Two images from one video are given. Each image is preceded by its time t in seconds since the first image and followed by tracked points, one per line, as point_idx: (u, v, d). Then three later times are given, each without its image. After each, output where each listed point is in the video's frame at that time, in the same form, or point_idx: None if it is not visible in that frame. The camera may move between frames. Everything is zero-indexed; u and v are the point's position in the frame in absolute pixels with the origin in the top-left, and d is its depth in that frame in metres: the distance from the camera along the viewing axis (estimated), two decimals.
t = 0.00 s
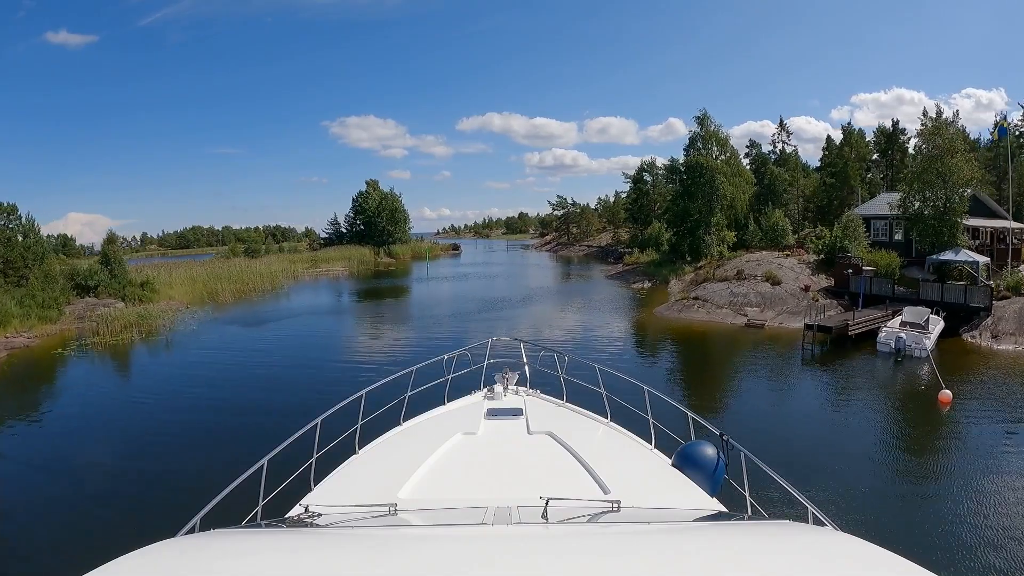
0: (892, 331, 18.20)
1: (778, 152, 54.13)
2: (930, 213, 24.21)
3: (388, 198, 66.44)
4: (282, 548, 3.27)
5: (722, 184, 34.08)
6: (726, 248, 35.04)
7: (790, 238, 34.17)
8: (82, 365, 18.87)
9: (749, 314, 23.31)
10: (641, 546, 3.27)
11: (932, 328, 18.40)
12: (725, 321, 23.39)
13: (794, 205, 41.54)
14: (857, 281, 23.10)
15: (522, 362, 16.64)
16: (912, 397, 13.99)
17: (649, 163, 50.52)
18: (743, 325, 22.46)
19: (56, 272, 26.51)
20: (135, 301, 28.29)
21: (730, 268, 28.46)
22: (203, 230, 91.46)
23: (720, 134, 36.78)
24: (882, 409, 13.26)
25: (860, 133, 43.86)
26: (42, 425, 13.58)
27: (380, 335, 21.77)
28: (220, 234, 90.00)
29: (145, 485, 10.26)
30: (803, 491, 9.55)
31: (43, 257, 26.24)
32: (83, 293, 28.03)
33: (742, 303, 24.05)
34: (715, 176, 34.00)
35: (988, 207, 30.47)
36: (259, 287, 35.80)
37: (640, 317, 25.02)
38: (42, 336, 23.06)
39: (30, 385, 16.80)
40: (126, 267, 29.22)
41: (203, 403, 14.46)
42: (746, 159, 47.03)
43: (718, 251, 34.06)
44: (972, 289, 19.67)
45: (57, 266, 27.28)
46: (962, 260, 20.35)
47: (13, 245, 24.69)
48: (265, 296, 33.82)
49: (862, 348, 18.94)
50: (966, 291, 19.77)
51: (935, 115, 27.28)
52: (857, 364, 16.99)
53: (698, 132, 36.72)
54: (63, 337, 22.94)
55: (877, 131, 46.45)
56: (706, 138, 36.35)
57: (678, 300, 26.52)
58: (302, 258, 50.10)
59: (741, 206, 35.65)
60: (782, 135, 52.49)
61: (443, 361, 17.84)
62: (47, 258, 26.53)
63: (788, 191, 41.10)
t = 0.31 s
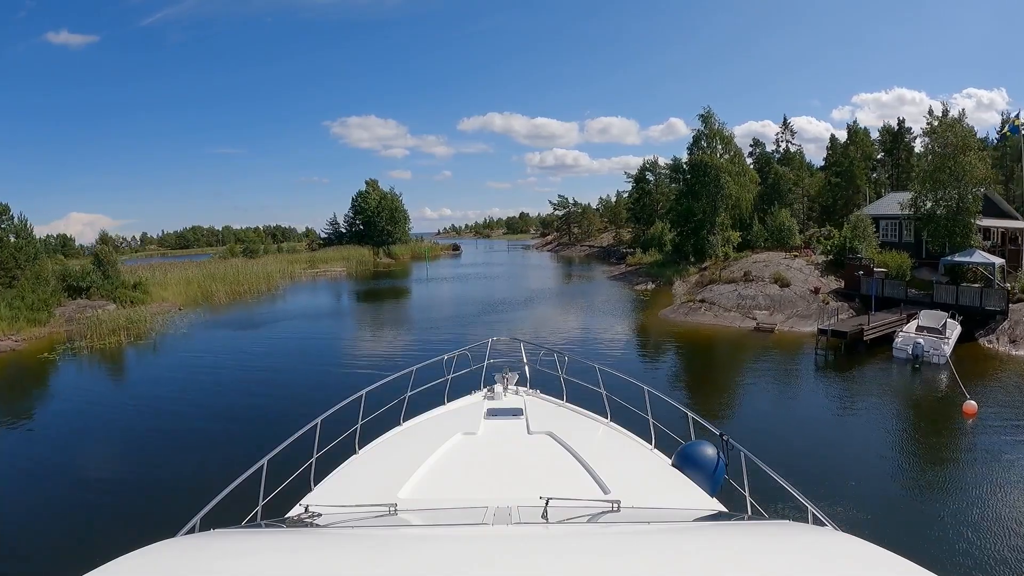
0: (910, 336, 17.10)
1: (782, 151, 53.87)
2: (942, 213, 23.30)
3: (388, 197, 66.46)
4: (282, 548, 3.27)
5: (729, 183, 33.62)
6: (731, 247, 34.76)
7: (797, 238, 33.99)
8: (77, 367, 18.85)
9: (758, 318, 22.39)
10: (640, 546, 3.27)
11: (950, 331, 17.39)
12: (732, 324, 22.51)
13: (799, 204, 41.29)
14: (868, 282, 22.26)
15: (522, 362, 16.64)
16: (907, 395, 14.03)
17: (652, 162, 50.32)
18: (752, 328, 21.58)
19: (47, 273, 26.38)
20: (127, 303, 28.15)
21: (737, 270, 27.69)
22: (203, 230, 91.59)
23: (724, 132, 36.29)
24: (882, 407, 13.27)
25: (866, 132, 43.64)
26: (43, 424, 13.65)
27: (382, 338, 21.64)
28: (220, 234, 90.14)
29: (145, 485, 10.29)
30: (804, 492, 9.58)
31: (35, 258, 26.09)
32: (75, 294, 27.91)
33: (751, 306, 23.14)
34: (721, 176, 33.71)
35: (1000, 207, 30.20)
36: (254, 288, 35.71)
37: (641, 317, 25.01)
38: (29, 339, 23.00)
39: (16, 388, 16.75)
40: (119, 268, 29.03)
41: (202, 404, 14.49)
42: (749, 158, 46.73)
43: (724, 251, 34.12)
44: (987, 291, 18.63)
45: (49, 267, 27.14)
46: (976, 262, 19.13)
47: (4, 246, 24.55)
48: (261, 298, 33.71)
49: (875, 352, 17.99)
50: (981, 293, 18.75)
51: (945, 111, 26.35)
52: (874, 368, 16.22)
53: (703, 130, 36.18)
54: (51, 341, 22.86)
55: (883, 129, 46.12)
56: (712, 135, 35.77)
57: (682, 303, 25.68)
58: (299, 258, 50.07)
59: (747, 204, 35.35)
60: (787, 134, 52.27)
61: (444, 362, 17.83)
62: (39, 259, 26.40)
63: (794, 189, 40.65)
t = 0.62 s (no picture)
0: (929, 343, 16.36)
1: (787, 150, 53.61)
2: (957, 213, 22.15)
3: (387, 197, 66.47)
4: (281, 548, 3.27)
5: (733, 182, 33.50)
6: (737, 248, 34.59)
7: (805, 238, 33.60)
8: (71, 368, 18.74)
9: (769, 322, 21.78)
10: (640, 546, 3.27)
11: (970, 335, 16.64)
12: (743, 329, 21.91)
13: (804, 205, 41.08)
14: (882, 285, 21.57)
15: (522, 362, 16.64)
16: (913, 397, 13.98)
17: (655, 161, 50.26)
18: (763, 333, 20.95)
19: (37, 274, 25.95)
20: (118, 306, 27.69)
21: (745, 272, 27.26)
22: (202, 230, 91.67)
23: (730, 130, 36.34)
24: (884, 408, 13.28)
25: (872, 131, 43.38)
26: (43, 425, 13.64)
27: (384, 340, 21.56)
28: (220, 234, 90.25)
29: (146, 485, 10.30)
30: (804, 492, 9.61)
31: (26, 259, 25.72)
32: (66, 296, 27.49)
33: (761, 310, 22.55)
34: (727, 176, 33.54)
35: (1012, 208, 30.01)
36: (247, 290, 35.50)
37: (642, 319, 24.91)
38: (14, 342, 22.66)
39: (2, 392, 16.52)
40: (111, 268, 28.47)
41: (202, 405, 14.48)
42: (753, 157, 46.50)
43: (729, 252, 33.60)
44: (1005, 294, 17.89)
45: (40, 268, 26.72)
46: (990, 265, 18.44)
47: None
48: (255, 300, 33.46)
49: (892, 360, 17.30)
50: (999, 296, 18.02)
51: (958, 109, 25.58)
52: (889, 376, 15.67)
53: (708, 129, 36.42)
54: (38, 344, 22.53)
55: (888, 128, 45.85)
56: (716, 134, 36.03)
57: (690, 306, 25.02)
58: (297, 259, 50.11)
59: (753, 204, 35.14)
60: (792, 133, 51.99)
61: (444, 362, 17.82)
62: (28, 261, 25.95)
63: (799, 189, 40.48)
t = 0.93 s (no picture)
0: (950, 349, 15.58)
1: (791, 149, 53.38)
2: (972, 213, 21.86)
3: (386, 197, 66.39)
4: (281, 548, 3.27)
5: (739, 180, 33.36)
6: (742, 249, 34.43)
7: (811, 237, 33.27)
8: (66, 369, 18.67)
9: (779, 326, 21.05)
10: (639, 546, 3.27)
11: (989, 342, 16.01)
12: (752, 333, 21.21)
13: (809, 204, 40.91)
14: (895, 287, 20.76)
15: (522, 362, 16.64)
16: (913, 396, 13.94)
17: (658, 161, 50.23)
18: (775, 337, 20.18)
19: (26, 275, 25.73)
20: (110, 308, 27.45)
21: (752, 274, 26.65)
22: (202, 230, 91.73)
23: (735, 127, 36.19)
24: (884, 407, 13.31)
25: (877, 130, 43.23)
26: (43, 424, 13.66)
27: (388, 341, 21.55)
28: (220, 234, 90.31)
29: (145, 486, 10.29)
30: (804, 491, 9.66)
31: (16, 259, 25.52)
32: (56, 297, 27.28)
33: (770, 313, 21.80)
34: (733, 174, 33.42)
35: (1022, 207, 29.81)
36: (243, 292, 35.30)
37: (645, 322, 24.60)
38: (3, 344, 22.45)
39: None
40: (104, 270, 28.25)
41: (201, 405, 14.47)
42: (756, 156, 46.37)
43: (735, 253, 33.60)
44: None
45: (29, 268, 26.49)
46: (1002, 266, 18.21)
47: None
48: (251, 301, 33.25)
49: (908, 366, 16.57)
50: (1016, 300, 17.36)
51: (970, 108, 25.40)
52: (907, 384, 14.95)
53: (712, 126, 36.15)
54: (28, 346, 22.35)
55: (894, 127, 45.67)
56: (721, 131, 35.82)
57: (697, 309, 24.21)
58: (295, 260, 50.11)
59: (758, 204, 34.99)
60: (796, 132, 51.91)
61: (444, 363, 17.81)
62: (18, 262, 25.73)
63: (805, 189, 40.31)
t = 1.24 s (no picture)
0: (972, 357, 14.79)
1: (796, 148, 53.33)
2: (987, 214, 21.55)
3: (385, 197, 66.32)
4: (281, 548, 3.27)
5: (744, 179, 33.23)
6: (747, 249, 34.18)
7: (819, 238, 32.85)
8: (58, 371, 18.54)
9: (790, 331, 20.14)
10: (638, 547, 3.27)
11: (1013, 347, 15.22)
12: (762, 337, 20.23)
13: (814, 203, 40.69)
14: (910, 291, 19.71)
15: (522, 362, 16.64)
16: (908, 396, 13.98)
17: (660, 160, 50.15)
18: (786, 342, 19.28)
19: (16, 277, 25.53)
20: (101, 309, 27.26)
21: (760, 275, 25.79)
22: (202, 230, 91.75)
23: (740, 125, 36.14)
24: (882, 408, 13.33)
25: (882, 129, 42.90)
26: (42, 425, 13.67)
27: (393, 343, 21.53)
28: (219, 233, 90.27)
29: (144, 486, 10.29)
30: (803, 490, 9.69)
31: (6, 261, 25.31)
32: (46, 299, 27.09)
33: (780, 317, 20.90)
34: (738, 173, 33.31)
35: None
36: (238, 293, 35.14)
37: (648, 326, 23.96)
38: None
39: None
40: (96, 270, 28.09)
41: (200, 405, 14.47)
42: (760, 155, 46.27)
43: (741, 253, 33.35)
44: None
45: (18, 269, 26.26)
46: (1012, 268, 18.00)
47: None
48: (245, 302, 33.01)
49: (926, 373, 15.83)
50: None
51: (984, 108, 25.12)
52: (927, 394, 14.19)
53: (717, 124, 35.99)
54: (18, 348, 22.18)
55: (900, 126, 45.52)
56: (725, 130, 35.68)
57: (702, 313, 23.14)
58: (292, 260, 50.10)
59: (763, 203, 34.86)
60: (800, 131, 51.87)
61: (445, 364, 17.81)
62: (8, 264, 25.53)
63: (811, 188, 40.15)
